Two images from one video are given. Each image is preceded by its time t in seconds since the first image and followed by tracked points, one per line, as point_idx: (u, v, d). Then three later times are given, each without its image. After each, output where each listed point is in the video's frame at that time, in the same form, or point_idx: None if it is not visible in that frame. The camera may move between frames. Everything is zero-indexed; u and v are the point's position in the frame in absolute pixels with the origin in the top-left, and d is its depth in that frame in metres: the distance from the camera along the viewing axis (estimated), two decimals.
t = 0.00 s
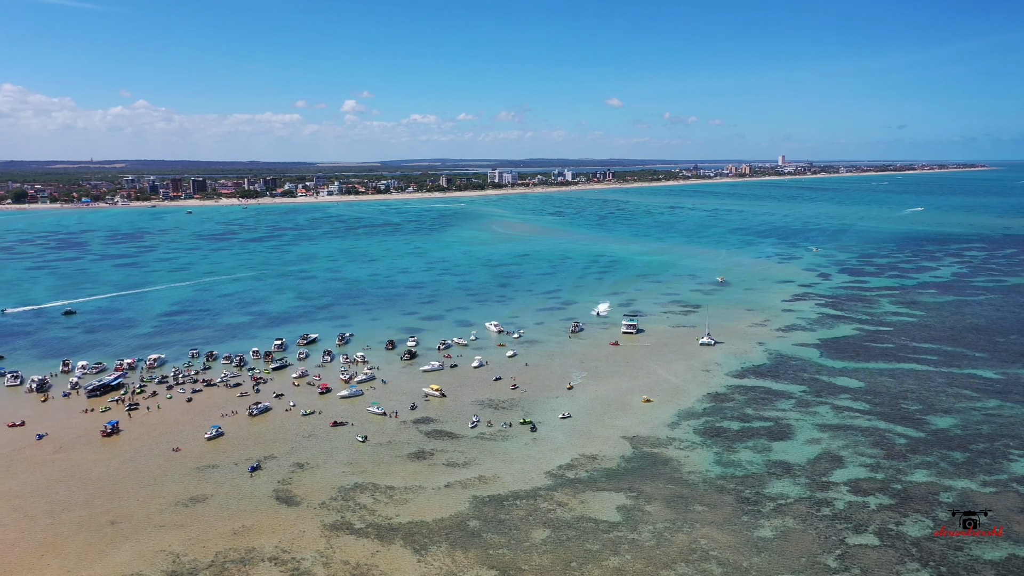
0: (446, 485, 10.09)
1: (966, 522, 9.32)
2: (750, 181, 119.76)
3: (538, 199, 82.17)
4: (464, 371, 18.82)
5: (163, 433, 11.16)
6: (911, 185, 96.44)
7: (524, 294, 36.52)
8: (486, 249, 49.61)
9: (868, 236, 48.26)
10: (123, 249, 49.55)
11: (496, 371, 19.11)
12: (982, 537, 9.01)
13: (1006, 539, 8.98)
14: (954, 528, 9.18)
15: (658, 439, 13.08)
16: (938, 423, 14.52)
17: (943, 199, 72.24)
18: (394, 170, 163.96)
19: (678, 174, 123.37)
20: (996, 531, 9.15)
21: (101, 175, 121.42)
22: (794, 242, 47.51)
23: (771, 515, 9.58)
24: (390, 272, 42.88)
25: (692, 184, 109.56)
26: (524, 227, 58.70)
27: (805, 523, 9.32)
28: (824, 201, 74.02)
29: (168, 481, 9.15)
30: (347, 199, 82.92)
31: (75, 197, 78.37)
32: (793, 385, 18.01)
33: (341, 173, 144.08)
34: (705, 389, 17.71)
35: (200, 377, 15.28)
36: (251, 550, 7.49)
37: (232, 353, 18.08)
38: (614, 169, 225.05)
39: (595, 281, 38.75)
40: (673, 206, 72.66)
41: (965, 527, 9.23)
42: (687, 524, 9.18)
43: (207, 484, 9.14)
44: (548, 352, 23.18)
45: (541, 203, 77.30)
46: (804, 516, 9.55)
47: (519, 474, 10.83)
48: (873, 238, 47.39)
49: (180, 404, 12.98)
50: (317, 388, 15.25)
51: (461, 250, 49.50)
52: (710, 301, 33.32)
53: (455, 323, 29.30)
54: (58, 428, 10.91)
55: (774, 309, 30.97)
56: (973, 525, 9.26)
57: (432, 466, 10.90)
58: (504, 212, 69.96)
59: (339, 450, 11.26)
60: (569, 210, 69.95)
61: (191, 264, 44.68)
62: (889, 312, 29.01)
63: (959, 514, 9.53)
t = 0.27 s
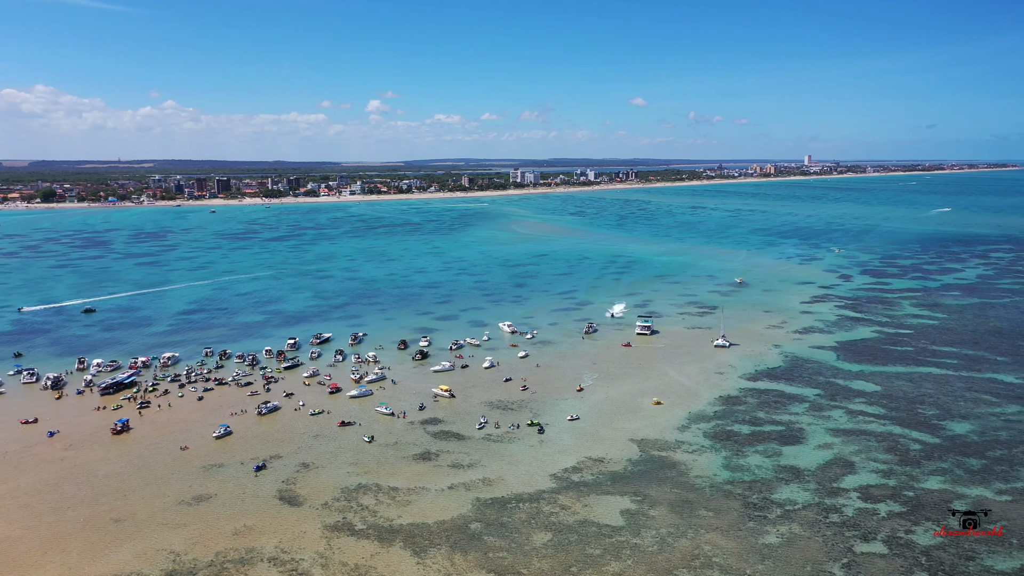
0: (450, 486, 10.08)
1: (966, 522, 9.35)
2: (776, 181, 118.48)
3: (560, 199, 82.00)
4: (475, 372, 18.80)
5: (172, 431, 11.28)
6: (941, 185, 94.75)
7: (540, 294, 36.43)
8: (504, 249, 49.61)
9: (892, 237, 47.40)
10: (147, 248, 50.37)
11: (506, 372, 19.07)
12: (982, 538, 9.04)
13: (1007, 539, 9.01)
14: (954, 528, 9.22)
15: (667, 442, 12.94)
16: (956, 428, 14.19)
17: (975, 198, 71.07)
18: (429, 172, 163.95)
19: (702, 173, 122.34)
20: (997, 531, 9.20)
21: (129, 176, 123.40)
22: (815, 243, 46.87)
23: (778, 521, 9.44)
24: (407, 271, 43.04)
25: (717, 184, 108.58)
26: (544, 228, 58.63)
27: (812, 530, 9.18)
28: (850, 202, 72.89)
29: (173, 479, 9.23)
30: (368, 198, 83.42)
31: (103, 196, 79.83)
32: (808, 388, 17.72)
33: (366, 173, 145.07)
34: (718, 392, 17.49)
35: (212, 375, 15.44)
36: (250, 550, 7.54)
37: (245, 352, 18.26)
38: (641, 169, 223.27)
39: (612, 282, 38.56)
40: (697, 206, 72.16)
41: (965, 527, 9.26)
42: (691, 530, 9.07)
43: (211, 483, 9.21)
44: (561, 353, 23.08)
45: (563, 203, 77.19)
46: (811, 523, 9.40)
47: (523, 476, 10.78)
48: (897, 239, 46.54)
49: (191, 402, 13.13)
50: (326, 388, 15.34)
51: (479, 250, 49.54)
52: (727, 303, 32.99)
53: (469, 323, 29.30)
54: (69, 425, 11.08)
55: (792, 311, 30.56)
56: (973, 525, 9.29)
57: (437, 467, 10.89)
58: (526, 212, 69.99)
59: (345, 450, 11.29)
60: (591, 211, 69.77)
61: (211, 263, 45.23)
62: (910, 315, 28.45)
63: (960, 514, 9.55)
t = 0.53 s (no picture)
0: (454, 488, 10.07)
1: (966, 522, 9.45)
2: (806, 181, 116.79)
3: (586, 199, 81.76)
4: (488, 373, 18.79)
5: (182, 429, 11.43)
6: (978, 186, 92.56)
7: (559, 295, 36.33)
8: (525, 249, 49.58)
9: (921, 239, 46.36)
10: (174, 246, 51.29)
11: (519, 373, 19.02)
12: (982, 538, 9.14)
13: (1006, 538, 9.12)
14: (953, 528, 9.32)
15: (678, 446, 12.79)
16: (977, 436, 13.82)
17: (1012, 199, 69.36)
18: (456, 172, 164.50)
19: (731, 173, 120.99)
20: (996, 531, 9.31)
21: (159, 176, 125.43)
22: (841, 244, 46.07)
23: (786, 529, 9.30)
24: (427, 271, 43.22)
25: (746, 184, 107.33)
26: (566, 228, 58.50)
27: (820, 540, 9.03)
28: (880, 202, 71.49)
29: (179, 477, 9.35)
30: (394, 198, 83.96)
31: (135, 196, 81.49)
32: (826, 393, 17.40)
33: (394, 173, 146.08)
34: (733, 395, 17.25)
35: (226, 374, 15.63)
36: (251, 550, 7.62)
37: (261, 351, 18.47)
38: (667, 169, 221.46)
39: (632, 283, 38.32)
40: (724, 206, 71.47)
41: (965, 527, 9.36)
42: (696, 537, 8.96)
43: (217, 482, 9.30)
44: (576, 354, 22.96)
45: (589, 203, 76.97)
46: (820, 532, 9.22)
47: (529, 479, 10.73)
48: (926, 241, 45.52)
49: (203, 401, 13.29)
50: (338, 387, 15.43)
51: (500, 250, 49.57)
52: (747, 304, 32.59)
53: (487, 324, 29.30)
54: (82, 423, 11.28)
55: (813, 314, 30.07)
56: (973, 526, 9.38)
57: (443, 468, 10.88)
58: (551, 211, 69.91)
59: (352, 451, 11.34)
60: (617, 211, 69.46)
61: (234, 262, 45.83)
62: (935, 318, 27.82)
63: (960, 514, 9.65)
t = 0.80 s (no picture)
0: (458, 490, 10.06)
1: (966, 522, 9.49)
2: (832, 181, 115.17)
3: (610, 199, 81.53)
4: (499, 374, 18.77)
5: (191, 428, 11.58)
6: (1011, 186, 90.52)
7: (575, 296, 36.21)
8: (543, 249, 49.52)
9: (948, 240, 45.42)
10: (196, 245, 52.07)
11: (531, 374, 18.97)
12: (981, 537, 9.18)
13: (1006, 538, 9.15)
14: (954, 528, 9.36)
15: (686, 450, 12.65)
16: (995, 442, 13.49)
17: None
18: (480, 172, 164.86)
19: (757, 173, 119.73)
20: (997, 531, 9.33)
21: (185, 176, 127.35)
22: (864, 245, 45.34)
23: (792, 535, 9.17)
24: (444, 271, 43.35)
25: (771, 185, 106.17)
26: (587, 228, 58.36)
27: (827, 547, 8.90)
28: (908, 203, 70.19)
29: (186, 476, 9.46)
30: (416, 198, 84.37)
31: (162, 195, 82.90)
32: (841, 397, 17.11)
33: (419, 173, 146.84)
34: (746, 398, 17.04)
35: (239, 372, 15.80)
36: (251, 550, 7.70)
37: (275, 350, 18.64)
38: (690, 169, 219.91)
39: (649, 283, 38.08)
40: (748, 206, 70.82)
41: (965, 527, 9.39)
42: (700, 542, 8.86)
43: (222, 481, 9.39)
44: (589, 355, 22.87)
45: (611, 203, 76.75)
46: (828, 540, 9.07)
47: (533, 482, 10.68)
48: (952, 242, 44.58)
49: (214, 399, 13.45)
50: (348, 387, 15.52)
51: (518, 250, 49.56)
52: (764, 306, 32.22)
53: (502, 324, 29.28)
54: (94, 420, 11.48)
55: (832, 316, 29.63)
56: (973, 526, 9.41)
57: (448, 470, 10.88)
58: (572, 211, 69.79)
59: (359, 451, 11.39)
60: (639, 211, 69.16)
61: (254, 261, 46.35)
62: (957, 321, 27.24)
63: (960, 514, 9.70)
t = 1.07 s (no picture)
0: (462, 492, 10.04)
1: (966, 522, 9.52)
2: (864, 181, 113.00)
3: (637, 199, 81.04)
4: (513, 375, 18.73)
5: (202, 425, 11.75)
6: None
7: (594, 296, 36.04)
8: (564, 249, 49.37)
9: (980, 242, 44.26)
10: (222, 244, 52.88)
11: (544, 375, 18.90)
12: (981, 537, 9.22)
13: (1005, 538, 9.18)
14: (954, 528, 9.41)
15: (697, 454, 12.50)
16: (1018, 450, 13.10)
17: None
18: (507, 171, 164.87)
19: (786, 173, 117.97)
20: (996, 531, 9.36)
21: (218, 176, 129.55)
22: (892, 246, 44.44)
23: (800, 543, 9.01)
24: (465, 271, 43.44)
25: (801, 185, 104.55)
26: (611, 228, 58.07)
27: (835, 557, 8.73)
28: (941, 203, 68.55)
29: (194, 473, 9.61)
30: (441, 198, 84.68)
31: (192, 195, 84.39)
32: (860, 402, 16.77)
33: (446, 173, 147.32)
34: (762, 402, 16.79)
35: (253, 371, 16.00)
36: (252, 550, 7.80)
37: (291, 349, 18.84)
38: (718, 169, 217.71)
39: (670, 284, 37.76)
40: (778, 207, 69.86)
41: (965, 527, 9.43)
42: (704, 549, 8.75)
43: (229, 480, 9.51)
44: (605, 357, 22.72)
45: (638, 203, 76.28)
46: (836, 549, 8.89)
47: (539, 485, 10.63)
48: (984, 244, 43.43)
49: (227, 398, 13.63)
50: (360, 387, 15.61)
51: (540, 250, 49.47)
52: (786, 308, 31.76)
53: (519, 325, 29.25)
54: (108, 417, 11.70)
55: (855, 318, 29.07)
56: (973, 526, 9.45)
57: (454, 471, 10.88)
58: (597, 211, 69.50)
59: (367, 451, 11.45)
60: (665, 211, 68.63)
61: (277, 260, 46.90)
62: (984, 325, 26.54)
63: (960, 514, 9.73)
